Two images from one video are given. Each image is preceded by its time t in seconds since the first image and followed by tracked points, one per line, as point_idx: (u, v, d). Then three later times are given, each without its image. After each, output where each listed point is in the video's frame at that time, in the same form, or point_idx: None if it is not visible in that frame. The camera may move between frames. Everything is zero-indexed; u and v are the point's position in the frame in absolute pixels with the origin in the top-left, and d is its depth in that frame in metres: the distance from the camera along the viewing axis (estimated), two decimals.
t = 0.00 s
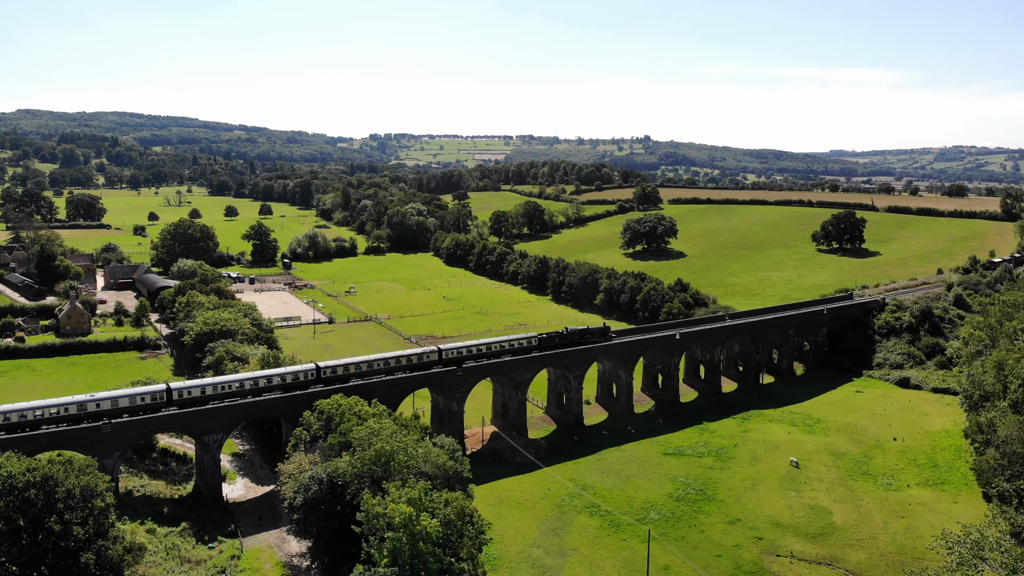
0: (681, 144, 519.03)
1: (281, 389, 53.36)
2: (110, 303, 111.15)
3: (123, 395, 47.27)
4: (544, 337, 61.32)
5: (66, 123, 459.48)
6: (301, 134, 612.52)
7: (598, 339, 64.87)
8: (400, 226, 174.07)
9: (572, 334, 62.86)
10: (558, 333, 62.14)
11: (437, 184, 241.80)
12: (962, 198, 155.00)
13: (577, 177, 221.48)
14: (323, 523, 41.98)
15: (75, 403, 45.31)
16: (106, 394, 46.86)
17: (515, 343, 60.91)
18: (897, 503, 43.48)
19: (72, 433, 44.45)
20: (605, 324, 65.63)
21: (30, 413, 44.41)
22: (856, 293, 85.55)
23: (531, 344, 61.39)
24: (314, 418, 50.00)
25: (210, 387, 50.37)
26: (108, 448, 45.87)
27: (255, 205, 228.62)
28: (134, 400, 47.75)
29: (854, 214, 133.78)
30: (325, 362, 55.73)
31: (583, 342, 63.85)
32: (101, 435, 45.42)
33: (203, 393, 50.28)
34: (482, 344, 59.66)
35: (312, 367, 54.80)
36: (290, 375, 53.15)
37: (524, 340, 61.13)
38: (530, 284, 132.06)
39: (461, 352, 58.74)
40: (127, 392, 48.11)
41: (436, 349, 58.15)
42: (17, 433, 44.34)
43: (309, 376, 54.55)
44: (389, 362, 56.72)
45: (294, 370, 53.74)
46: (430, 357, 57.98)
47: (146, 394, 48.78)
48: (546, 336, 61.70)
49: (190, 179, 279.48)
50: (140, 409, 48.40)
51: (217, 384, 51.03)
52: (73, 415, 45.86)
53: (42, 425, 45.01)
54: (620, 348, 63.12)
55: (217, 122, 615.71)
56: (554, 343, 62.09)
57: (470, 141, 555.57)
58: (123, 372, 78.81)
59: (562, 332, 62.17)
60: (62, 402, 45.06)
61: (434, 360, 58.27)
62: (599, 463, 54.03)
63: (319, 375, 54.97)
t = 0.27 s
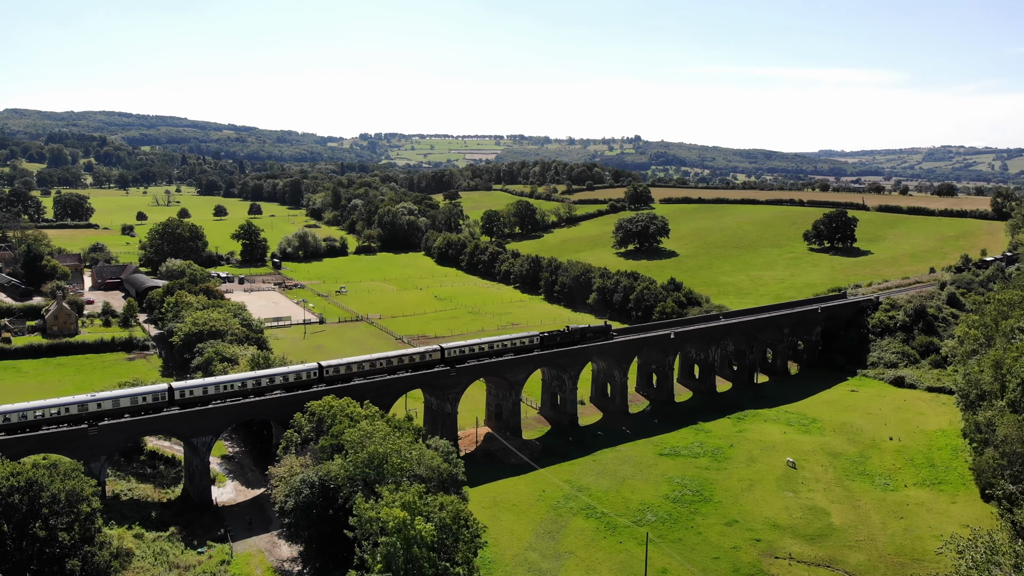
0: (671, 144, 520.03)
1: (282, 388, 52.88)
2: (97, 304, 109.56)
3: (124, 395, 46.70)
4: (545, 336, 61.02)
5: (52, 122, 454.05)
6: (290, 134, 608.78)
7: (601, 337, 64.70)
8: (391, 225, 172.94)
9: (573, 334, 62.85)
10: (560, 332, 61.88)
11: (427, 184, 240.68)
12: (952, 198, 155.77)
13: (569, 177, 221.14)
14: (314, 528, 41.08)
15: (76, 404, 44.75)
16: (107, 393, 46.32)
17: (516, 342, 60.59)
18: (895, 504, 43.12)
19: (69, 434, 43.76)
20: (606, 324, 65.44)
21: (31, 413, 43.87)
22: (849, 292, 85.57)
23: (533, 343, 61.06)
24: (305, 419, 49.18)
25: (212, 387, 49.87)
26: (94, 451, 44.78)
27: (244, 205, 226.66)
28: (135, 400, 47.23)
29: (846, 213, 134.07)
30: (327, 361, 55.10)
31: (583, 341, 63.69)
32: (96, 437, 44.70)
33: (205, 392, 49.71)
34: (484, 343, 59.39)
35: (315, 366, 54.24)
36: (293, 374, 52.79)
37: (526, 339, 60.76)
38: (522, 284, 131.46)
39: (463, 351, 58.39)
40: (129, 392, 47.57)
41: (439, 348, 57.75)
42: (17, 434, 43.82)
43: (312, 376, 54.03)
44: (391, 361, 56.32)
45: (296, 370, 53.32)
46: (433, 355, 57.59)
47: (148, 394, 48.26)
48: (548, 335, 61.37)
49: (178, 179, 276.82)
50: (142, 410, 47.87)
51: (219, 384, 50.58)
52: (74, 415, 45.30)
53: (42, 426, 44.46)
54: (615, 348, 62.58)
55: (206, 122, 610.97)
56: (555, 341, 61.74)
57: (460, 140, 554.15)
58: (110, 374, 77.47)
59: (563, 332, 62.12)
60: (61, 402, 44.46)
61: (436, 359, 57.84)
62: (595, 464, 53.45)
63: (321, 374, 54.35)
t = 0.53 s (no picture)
0: (661, 143, 521.08)
1: (284, 387, 52.22)
2: (85, 304, 107.94)
3: (126, 395, 46.01)
4: (548, 335, 60.00)
5: (39, 122, 448.91)
6: (280, 134, 605.40)
7: (602, 336, 63.43)
8: (382, 225, 171.80)
9: (574, 333, 62.16)
10: (562, 330, 61.22)
11: (418, 183, 239.70)
12: (941, 197, 156.64)
13: (560, 177, 220.85)
14: (305, 534, 40.16)
15: (76, 404, 44.09)
16: (109, 394, 45.70)
17: (518, 341, 59.58)
18: (893, 504, 42.82)
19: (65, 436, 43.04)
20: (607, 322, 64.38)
21: (32, 414, 43.20)
22: (843, 291, 85.56)
23: (535, 342, 60.02)
24: (296, 422, 48.36)
25: (215, 387, 49.16)
26: (80, 455, 43.71)
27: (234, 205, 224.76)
28: (137, 401, 46.56)
29: (837, 212, 134.42)
30: (331, 360, 54.23)
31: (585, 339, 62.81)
32: (92, 439, 43.91)
33: (207, 392, 49.02)
34: (486, 341, 58.43)
35: (318, 366, 53.38)
36: (296, 373, 52.15)
37: (528, 338, 59.76)
38: (515, 283, 130.82)
39: (465, 351, 57.60)
40: (131, 392, 46.88)
41: (441, 347, 56.81)
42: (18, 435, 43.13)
43: (314, 375, 53.19)
44: (393, 360, 55.47)
45: (298, 369, 52.53)
46: (434, 355, 56.67)
47: (150, 394, 47.58)
48: (550, 334, 60.37)
49: (167, 179, 274.14)
50: (143, 410, 47.18)
51: (222, 383, 49.93)
52: (75, 416, 44.72)
53: (42, 427, 43.80)
54: (610, 348, 62.03)
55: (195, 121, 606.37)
56: (556, 340, 60.90)
57: (451, 140, 552.80)
58: (98, 375, 76.16)
59: (565, 331, 61.46)
60: (61, 403, 43.77)
61: (439, 358, 56.92)
62: (590, 466, 52.87)
63: (324, 373, 53.61)
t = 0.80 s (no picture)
0: (651, 143, 521.97)
1: (287, 388, 51.76)
2: (71, 305, 106.22)
3: (126, 394, 45.60)
4: (549, 334, 59.98)
5: (24, 121, 443.30)
6: (269, 133, 601.45)
7: (601, 335, 63.39)
8: (373, 224, 170.57)
9: (574, 331, 62.12)
10: (562, 329, 61.37)
11: (409, 183, 238.47)
12: (931, 197, 157.42)
13: (551, 176, 220.40)
14: (297, 539, 39.35)
15: (77, 404, 43.57)
16: (109, 394, 45.28)
17: (520, 339, 59.39)
18: (890, 505, 42.47)
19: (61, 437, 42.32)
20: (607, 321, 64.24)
21: (32, 414, 42.65)
22: (836, 290, 85.54)
23: (536, 340, 59.87)
24: (286, 424, 47.56)
25: (216, 387, 48.86)
26: (65, 458, 42.67)
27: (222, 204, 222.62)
28: (138, 401, 46.13)
29: (828, 211, 134.68)
30: (333, 360, 53.73)
31: (585, 337, 62.72)
32: (87, 440, 43.18)
33: (208, 392, 48.58)
34: (487, 340, 58.33)
35: (319, 365, 52.70)
36: (298, 372, 51.56)
37: (528, 337, 59.61)
38: (506, 283, 130.15)
39: (467, 350, 57.43)
40: (131, 393, 46.46)
41: (443, 346, 56.52)
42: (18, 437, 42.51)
43: (316, 375, 52.56)
44: (394, 360, 55.07)
45: (300, 369, 52.08)
46: (436, 354, 56.29)
47: (151, 395, 47.11)
48: (551, 333, 60.42)
49: (155, 178, 271.23)
50: (144, 410, 46.72)
51: (223, 383, 49.58)
52: (75, 417, 44.23)
53: (42, 428, 43.20)
54: (603, 347, 61.49)
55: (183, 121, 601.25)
56: (557, 339, 61.15)
57: (441, 139, 551.16)
58: (84, 377, 74.77)
59: (566, 329, 61.53)
60: (61, 403, 43.24)
61: (441, 357, 56.42)
62: (585, 467, 52.29)
63: (326, 373, 52.96)
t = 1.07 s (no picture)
0: (640, 144, 522.49)
1: (288, 388, 51.16)
2: (57, 306, 104.51)
3: (127, 395, 45.02)
4: (550, 333, 59.56)
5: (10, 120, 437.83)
6: (258, 133, 597.37)
7: (601, 334, 62.92)
8: (363, 224, 169.31)
9: (575, 330, 61.76)
10: (563, 329, 60.98)
11: (399, 182, 237.27)
12: (920, 196, 158.25)
13: (541, 176, 219.97)
14: (287, 544, 38.65)
15: (78, 405, 42.97)
16: (110, 394, 44.68)
17: (521, 338, 58.86)
18: (887, 506, 42.13)
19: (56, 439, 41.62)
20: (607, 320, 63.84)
21: (32, 415, 42.08)
22: (828, 289, 85.51)
23: (537, 339, 59.36)
24: (275, 426, 46.57)
25: (217, 387, 48.31)
26: (49, 462, 41.66)
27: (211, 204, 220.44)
28: (138, 402, 45.56)
29: (819, 210, 134.95)
30: (335, 359, 53.07)
31: (585, 336, 62.39)
32: (82, 443, 42.48)
33: (209, 392, 48.03)
34: (489, 339, 57.78)
35: (321, 365, 52.13)
36: (300, 372, 50.90)
37: (530, 336, 59.17)
38: (498, 283, 129.48)
39: (469, 349, 56.91)
40: (132, 394, 45.85)
41: (444, 345, 55.98)
42: (18, 439, 41.92)
43: (319, 374, 52.01)
44: (396, 359, 54.52)
45: (302, 368, 51.44)
46: (438, 353, 55.69)
47: (152, 395, 46.49)
48: (552, 332, 60.03)
49: (143, 178, 268.25)
50: (145, 411, 46.16)
51: (224, 383, 49.01)
52: (75, 418, 43.68)
53: (42, 429, 42.65)
54: (596, 348, 60.88)
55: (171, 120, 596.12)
56: (558, 338, 60.83)
57: (431, 139, 549.66)
58: (70, 379, 73.35)
59: (567, 328, 61.10)
60: (60, 404, 42.58)
61: (443, 357, 55.92)
62: (579, 469, 51.68)
63: (327, 373, 52.34)
